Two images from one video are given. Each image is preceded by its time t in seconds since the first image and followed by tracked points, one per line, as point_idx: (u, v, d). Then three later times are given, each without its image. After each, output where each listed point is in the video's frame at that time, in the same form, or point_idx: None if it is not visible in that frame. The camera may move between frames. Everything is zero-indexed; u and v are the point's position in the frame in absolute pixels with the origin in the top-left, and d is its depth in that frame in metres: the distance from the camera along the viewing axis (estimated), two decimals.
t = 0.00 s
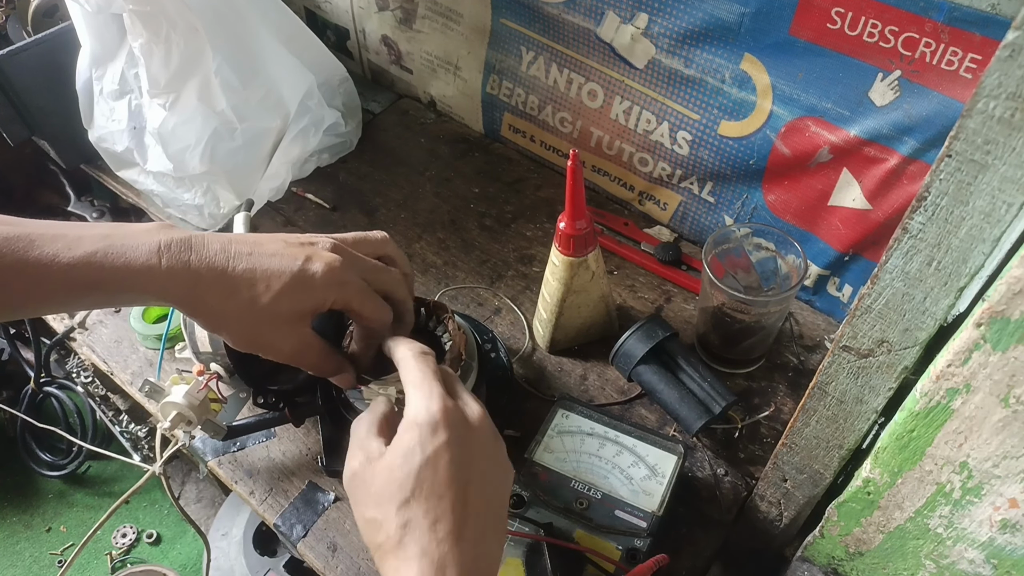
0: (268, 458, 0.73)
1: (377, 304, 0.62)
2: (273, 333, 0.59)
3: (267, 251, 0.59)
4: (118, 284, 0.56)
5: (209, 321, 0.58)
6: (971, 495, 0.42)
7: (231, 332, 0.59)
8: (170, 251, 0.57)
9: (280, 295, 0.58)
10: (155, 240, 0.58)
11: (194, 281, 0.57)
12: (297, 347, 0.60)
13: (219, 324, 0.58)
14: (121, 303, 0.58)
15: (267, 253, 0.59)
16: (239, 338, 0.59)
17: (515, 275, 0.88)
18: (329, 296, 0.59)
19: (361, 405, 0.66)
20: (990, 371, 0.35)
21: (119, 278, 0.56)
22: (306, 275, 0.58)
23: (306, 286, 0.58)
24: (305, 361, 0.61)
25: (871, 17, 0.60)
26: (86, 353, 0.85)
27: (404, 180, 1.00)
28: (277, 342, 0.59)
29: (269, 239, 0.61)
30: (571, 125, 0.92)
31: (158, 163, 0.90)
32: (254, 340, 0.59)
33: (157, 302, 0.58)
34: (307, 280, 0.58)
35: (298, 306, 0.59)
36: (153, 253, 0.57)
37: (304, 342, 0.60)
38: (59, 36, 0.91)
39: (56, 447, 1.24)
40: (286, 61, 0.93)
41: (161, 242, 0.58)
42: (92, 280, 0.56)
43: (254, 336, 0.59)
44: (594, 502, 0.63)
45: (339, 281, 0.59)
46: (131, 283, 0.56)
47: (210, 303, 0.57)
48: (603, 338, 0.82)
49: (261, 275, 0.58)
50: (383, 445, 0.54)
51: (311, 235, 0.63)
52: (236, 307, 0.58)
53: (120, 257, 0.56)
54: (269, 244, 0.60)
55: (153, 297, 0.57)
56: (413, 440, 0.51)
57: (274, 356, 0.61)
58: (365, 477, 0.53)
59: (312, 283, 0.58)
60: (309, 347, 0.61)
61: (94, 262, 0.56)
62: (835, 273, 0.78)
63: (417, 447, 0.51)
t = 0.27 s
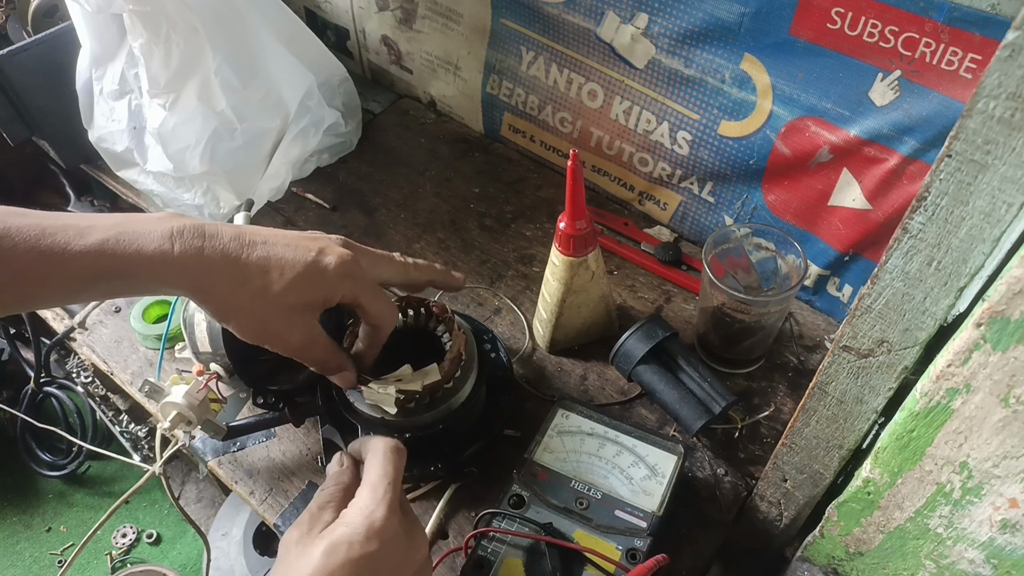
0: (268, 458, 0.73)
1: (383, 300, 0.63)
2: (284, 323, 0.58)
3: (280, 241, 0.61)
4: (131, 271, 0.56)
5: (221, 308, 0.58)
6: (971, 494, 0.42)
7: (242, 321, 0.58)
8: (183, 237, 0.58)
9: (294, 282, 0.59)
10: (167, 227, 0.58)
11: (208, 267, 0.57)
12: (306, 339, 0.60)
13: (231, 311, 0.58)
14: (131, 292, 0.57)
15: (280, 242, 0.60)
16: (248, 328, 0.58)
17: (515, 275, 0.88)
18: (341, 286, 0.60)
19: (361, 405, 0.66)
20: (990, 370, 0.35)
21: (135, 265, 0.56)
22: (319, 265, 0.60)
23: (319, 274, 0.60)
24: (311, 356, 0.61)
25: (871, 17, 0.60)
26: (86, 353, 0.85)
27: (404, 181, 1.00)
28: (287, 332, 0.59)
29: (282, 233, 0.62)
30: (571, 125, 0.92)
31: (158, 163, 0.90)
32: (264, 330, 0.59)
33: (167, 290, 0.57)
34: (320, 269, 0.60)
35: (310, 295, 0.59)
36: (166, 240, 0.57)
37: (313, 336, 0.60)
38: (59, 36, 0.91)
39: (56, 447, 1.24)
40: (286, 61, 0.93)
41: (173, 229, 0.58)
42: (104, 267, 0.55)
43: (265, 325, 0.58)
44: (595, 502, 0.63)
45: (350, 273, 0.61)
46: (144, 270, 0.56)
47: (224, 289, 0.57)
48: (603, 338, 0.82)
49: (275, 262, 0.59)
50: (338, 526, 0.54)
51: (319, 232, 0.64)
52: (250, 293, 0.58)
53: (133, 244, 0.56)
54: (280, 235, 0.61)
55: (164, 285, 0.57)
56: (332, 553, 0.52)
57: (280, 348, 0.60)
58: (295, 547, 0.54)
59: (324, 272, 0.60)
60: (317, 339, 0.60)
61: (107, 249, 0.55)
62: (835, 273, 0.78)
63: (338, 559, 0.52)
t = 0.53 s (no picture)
0: (267, 459, 0.73)
1: (390, 302, 0.63)
2: (288, 321, 0.59)
3: (289, 238, 0.61)
4: (138, 265, 0.56)
5: (227, 305, 0.58)
6: (971, 495, 0.42)
7: (247, 318, 0.58)
8: (191, 231, 0.57)
9: (301, 280, 0.59)
10: (174, 221, 0.57)
11: (215, 262, 0.57)
12: (309, 338, 0.60)
13: (237, 308, 0.58)
14: (139, 287, 0.57)
15: (289, 239, 0.60)
16: (253, 325, 0.58)
17: (515, 275, 0.88)
18: (348, 286, 0.60)
19: (361, 405, 0.66)
20: (990, 370, 0.35)
21: (144, 260, 0.56)
22: (327, 264, 0.60)
23: (326, 273, 0.60)
24: (312, 355, 0.61)
25: (871, 17, 0.60)
26: (86, 353, 0.85)
27: (404, 181, 1.00)
28: (290, 330, 0.59)
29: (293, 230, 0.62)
30: (571, 125, 0.92)
31: (158, 163, 0.90)
32: (269, 327, 0.59)
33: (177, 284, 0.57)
34: (328, 268, 0.60)
35: (317, 294, 0.59)
36: (174, 234, 0.57)
37: (316, 334, 0.60)
38: (59, 36, 0.91)
39: (56, 447, 1.24)
40: (286, 61, 0.93)
41: (181, 222, 0.58)
42: (112, 262, 0.55)
43: (270, 323, 0.58)
44: (595, 502, 0.63)
45: (358, 274, 0.61)
46: (152, 265, 0.56)
47: (231, 285, 0.57)
48: (603, 338, 0.82)
49: (284, 259, 0.59)
50: (345, 536, 0.55)
51: (329, 230, 0.65)
52: (256, 289, 0.58)
53: (141, 239, 0.56)
54: (290, 232, 0.61)
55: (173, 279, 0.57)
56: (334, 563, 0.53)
57: (282, 347, 0.60)
58: (304, 550, 0.55)
59: (332, 271, 0.60)
60: (320, 338, 0.61)
61: (114, 243, 0.55)
62: (835, 273, 0.78)
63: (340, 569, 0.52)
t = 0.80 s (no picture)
0: (268, 459, 0.73)
1: (399, 295, 0.63)
2: (293, 316, 0.59)
3: (295, 232, 0.61)
4: (143, 262, 0.55)
5: (231, 300, 0.58)
6: (971, 495, 0.42)
7: (251, 313, 0.58)
8: (195, 227, 0.57)
9: (306, 275, 0.59)
10: (179, 217, 0.57)
11: (220, 257, 0.57)
12: (312, 334, 0.60)
13: (241, 303, 0.58)
14: (144, 284, 0.57)
15: (295, 233, 0.61)
16: (256, 320, 0.58)
17: (515, 275, 0.88)
18: (354, 281, 0.61)
19: (361, 404, 0.66)
20: (990, 371, 0.35)
21: (150, 256, 0.55)
22: (332, 259, 0.61)
23: (332, 268, 0.60)
24: (316, 351, 0.61)
25: (871, 17, 0.60)
26: (86, 353, 0.85)
27: (404, 181, 1.00)
28: (294, 326, 0.59)
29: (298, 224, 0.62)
30: (571, 125, 0.92)
31: (158, 163, 0.91)
32: (274, 322, 0.59)
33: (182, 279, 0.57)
34: (334, 263, 0.60)
35: (322, 289, 0.60)
36: (179, 230, 0.57)
37: (321, 330, 0.61)
38: (59, 36, 0.91)
39: (56, 447, 1.24)
40: (286, 61, 0.93)
41: (185, 218, 0.57)
42: (117, 259, 0.55)
43: (274, 318, 0.59)
44: (595, 502, 0.63)
45: (364, 268, 0.62)
46: (157, 261, 0.56)
47: (235, 280, 0.57)
48: (603, 338, 0.82)
49: (289, 255, 0.59)
50: (315, 531, 0.55)
51: (335, 223, 0.65)
52: (261, 285, 0.58)
53: (146, 236, 0.56)
54: (294, 224, 0.62)
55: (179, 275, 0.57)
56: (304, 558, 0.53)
57: (285, 342, 0.60)
58: (277, 546, 0.56)
59: (338, 266, 0.60)
60: (323, 335, 0.61)
61: (119, 241, 0.55)
62: (835, 273, 0.78)
63: (310, 565, 0.53)
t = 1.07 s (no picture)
0: (268, 458, 0.73)
1: (398, 294, 0.64)
2: (293, 316, 0.59)
3: (292, 232, 0.61)
4: (141, 264, 0.55)
5: (231, 300, 0.58)
6: (971, 495, 0.42)
7: (251, 313, 0.58)
8: (192, 228, 0.57)
9: (305, 274, 0.59)
10: (176, 219, 0.57)
11: (219, 257, 0.57)
12: (312, 334, 0.60)
13: (241, 303, 0.58)
14: (142, 287, 0.57)
15: (292, 233, 0.61)
16: (257, 320, 0.58)
17: (515, 275, 0.88)
18: (353, 279, 0.61)
19: (361, 405, 0.66)
20: (990, 371, 0.35)
21: (148, 257, 0.55)
22: (330, 258, 0.61)
23: (331, 267, 0.61)
24: (316, 351, 0.61)
25: (871, 17, 0.60)
26: (86, 353, 0.85)
27: (404, 180, 1.00)
28: (294, 326, 0.59)
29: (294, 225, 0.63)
30: (571, 125, 0.92)
31: (158, 163, 0.91)
32: (274, 322, 0.59)
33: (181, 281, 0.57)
34: (332, 262, 0.61)
35: (320, 288, 0.60)
36: (176, 231, 0.57)
37: (320, 330, 0.60)
38: (59, 36, 0.91)
39: (56, 447, 1.25)
40: (286, 61, 0.93)
41: (181, 220, 0.58)
42: (114, 262, 0.55)
43: (274, 318, 0.58)
44: (595, 502, 0.63)
45: (363, 267, 0.62)
46: (154, 263, 0.56)
47: (235, 280, 0.57)
48: (603, 338, 0.81)
49: (288, 254, 0.59)
50: (308, 525, 0.56)
51: (331, 223, 0.65)
52: (261, 284, 0.58)
53: (143, 238, 0.56)
54: (291, 224, 0.62)
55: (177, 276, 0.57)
56: (297, 551, 0.54)
57: (285, 342, 0.60)
58: (273, 543, 0.57)
59: (337, 265, 0.61)
60: (323, 335, 0.61)
61: (116, 243, 0.55)
62: (835, 273, 0.78)
63: (300, 558, 0.54)
